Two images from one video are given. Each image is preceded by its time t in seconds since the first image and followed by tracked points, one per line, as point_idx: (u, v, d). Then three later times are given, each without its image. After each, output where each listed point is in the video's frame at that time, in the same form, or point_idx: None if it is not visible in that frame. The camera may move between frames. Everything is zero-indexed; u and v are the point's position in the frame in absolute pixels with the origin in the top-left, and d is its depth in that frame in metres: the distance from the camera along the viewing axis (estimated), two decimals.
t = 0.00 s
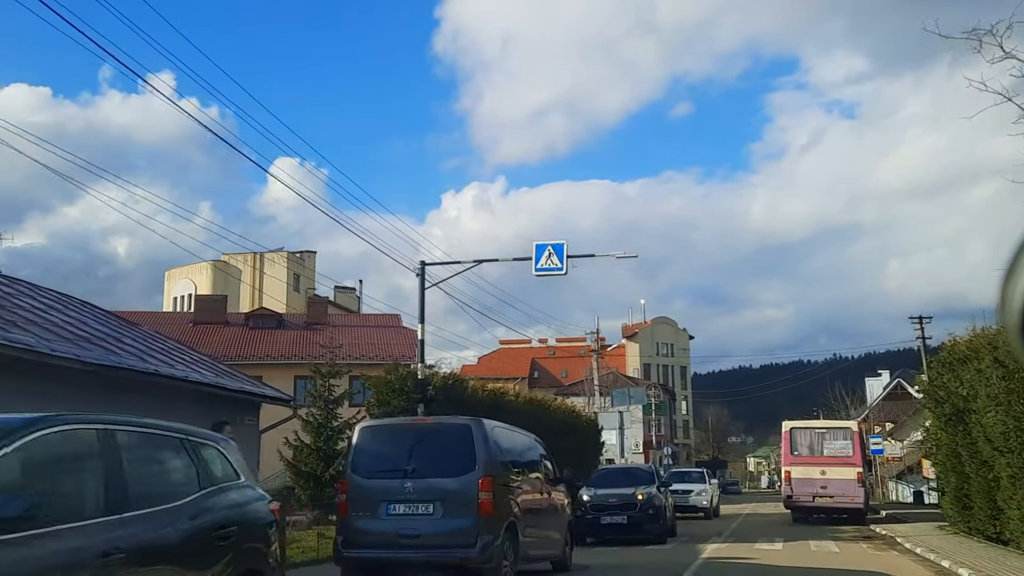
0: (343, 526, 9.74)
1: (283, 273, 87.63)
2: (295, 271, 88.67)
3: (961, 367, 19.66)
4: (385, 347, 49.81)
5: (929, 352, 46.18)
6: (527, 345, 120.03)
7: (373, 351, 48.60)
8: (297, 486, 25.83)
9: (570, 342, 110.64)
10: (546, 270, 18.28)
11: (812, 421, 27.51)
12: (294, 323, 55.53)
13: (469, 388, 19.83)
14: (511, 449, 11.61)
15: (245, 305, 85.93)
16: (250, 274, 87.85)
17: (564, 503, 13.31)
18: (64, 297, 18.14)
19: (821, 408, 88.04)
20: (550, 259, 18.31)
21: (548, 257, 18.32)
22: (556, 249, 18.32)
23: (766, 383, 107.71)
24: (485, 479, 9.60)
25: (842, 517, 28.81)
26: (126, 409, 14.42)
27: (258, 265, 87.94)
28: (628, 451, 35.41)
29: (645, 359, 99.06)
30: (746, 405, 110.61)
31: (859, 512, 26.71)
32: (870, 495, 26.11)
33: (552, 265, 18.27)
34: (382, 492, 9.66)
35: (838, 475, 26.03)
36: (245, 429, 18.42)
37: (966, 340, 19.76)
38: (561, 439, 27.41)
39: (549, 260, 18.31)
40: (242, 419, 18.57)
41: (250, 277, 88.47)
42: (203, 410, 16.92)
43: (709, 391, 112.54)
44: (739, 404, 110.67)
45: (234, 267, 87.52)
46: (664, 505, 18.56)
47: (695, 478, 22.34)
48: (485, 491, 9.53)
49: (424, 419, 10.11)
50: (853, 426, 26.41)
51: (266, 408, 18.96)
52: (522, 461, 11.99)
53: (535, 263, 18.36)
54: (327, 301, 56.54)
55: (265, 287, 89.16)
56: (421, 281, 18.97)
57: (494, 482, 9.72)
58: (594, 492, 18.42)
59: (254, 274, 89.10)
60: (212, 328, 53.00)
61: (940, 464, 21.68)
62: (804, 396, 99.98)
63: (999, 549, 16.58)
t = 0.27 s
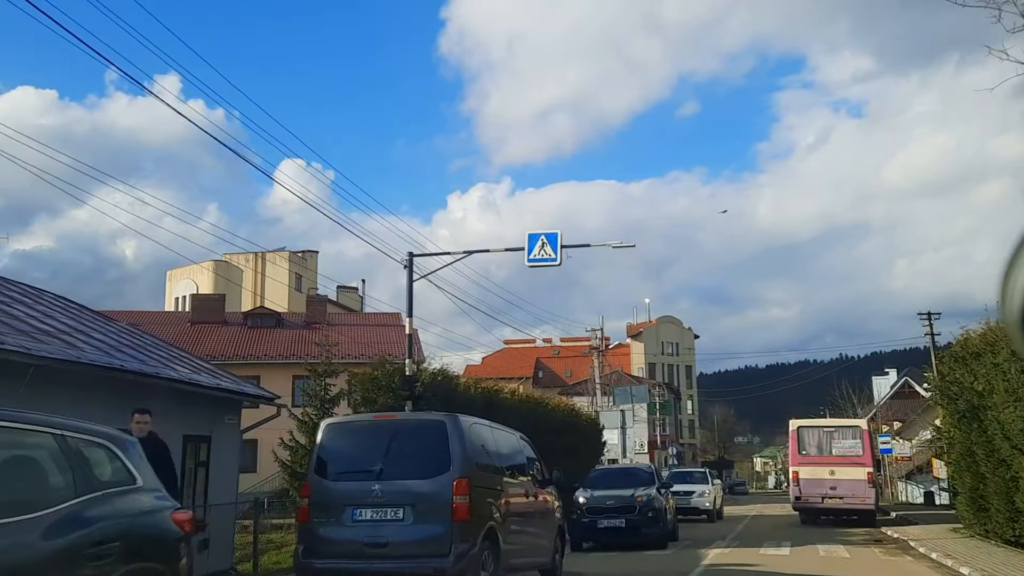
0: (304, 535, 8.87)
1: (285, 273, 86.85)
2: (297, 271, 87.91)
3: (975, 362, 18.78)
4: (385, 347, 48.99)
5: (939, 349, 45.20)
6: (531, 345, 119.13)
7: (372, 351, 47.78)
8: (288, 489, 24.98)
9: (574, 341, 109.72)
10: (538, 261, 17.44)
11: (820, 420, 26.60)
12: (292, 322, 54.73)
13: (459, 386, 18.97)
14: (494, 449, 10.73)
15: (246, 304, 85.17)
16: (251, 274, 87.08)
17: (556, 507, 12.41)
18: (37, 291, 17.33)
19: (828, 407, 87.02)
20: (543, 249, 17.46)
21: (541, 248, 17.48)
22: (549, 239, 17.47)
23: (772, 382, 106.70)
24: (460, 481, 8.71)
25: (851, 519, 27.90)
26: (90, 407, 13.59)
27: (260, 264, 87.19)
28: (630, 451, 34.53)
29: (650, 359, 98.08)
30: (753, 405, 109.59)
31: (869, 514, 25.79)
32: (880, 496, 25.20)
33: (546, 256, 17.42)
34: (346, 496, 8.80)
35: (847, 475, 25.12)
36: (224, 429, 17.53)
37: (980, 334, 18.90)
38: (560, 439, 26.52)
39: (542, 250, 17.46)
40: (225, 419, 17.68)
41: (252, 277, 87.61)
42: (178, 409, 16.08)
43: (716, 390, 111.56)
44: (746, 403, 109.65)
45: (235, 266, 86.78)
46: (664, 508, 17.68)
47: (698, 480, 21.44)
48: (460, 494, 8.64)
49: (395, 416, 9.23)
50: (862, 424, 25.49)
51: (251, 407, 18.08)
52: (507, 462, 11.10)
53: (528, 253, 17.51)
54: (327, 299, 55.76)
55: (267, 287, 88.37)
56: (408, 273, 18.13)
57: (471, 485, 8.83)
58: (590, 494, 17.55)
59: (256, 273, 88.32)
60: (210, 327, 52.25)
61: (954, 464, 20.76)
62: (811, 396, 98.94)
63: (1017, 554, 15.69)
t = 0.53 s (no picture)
0: (257, 543, 8.01)
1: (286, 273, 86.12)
2: (298, 270, 87.18)
3: (991, 359, 17.88)
4: (384, 346, 48.18)
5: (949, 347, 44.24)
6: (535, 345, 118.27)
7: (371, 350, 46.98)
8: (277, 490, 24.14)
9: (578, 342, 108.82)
10: (531, 251, 16.58)
11: (827, 420, 25.69)
12: (291, 321, 53.95)
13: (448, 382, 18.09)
14: (476, 449, 9.85)
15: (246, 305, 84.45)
16: (251, 274, 86.36)
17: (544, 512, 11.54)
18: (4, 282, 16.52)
19: (835, 407, 86.05)
20: (535, 238, 16.60)
21: (534, 237, 16.61)
22: (542, 228, 16.60)
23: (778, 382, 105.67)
24: (429, 484, 7.86)
25: (860, 521, 27.00)
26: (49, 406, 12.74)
27: (260, 264, 86.48)
28: (631, 452, 33.65)
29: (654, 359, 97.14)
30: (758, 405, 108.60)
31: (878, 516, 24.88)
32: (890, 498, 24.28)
33: (538, 246, 16.56)
34: (303, 499, 7.95)
35: (856, 477, 24.22)
36: (200, 428, 16.66)
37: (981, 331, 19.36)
38: (557, 439, 25.64)
39: (535, 239, 16.60)
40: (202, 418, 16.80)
41: (253, 278, 86.83)
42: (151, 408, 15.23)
43: (721, 390, 110.60)
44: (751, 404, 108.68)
45: (235, 266, 86.09)
46: (664, 511, 16.79)
47: (699, 482, 20.57)
48: (428, 499, 7.78)
49: (358, 413, 8.35)
50: (871, 424, 24.58)
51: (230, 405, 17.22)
52: (491, 463, 10.21)
53: (519, 243, 16.64)
54: (325, 298, 54.97)
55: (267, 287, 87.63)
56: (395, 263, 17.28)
57: (442, 488, 7.98)
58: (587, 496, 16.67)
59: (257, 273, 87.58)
60: (206, 327, 51.49)
61: (967, 465, 19.85)
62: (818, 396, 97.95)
63: None
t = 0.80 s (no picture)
0: (195, 554, 7.13)
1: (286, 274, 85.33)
2: (298, 270, 86.40)
3: (1007, 356, 16.94)
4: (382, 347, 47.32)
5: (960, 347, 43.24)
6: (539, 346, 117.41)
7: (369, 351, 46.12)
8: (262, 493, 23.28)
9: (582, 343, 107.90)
10: (520, 241, 15.70)
11: (834, 421, 24.75)
12: (288, 321, 53.14)
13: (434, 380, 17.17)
14: (450, 448, 8.93)
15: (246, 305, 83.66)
16: (252, 274, 85.58)
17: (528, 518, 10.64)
18: None
19: (841, 409, 85.00)
20: (525, 227, 15.71)
21: (523, 226, 15.72)
22: (532, 216, 15.71)
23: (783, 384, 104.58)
24: (385, 486, 6.94)
25: (869, 525, 26.04)
26: None
27: (260, 264, 85.70)
28: (632, 454, 32.74)
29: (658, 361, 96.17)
30: (764, 407, 107.52)
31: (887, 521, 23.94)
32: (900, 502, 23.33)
33: (528, 235, 15.66)
34: (245, 504, 7.06)
35: (864, 480, 23.27)
36: (172, 427, 15.81)
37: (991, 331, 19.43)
38: (553, 440, 24.75)
39: (524, 229, 15.71)
40: (173, 416, 15.91)
41: (253, 279, 86.05)
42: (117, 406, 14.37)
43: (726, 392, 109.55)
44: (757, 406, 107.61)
45: (236, 267, 85.30)
46: (662, 516, 15.89)
47: (700, 485, 19.66)
48: (386, 504, 6.87)
49: (308, 406, 7.45)
50: (881, 425, 23.62)
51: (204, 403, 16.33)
52: (470, 468, 9.27)
53: (508, 232, 15.75)
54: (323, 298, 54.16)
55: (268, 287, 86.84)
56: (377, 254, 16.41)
57: (401, 490, 7.06)
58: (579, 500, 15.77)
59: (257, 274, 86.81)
60: (202, 326, 50.71)
61: (981, 468, 18.86)
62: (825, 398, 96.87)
63: None
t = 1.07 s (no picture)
0: (112, 565, 6.29)
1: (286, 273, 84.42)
2: (298, 270, 85.57)
3: None
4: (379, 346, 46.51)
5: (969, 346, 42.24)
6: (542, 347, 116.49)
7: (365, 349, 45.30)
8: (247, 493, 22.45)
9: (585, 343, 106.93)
10: (508, 228, 14.82)
11: (841, 420, 23.83)
12: (284, 319, 52.29)
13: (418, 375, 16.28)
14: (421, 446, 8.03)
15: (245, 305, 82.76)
16: (251, 274, 84.62)
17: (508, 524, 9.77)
18: None
19: (847, 410, 83.97)
20: (513, 214, 14.84)
21: (511, 212, 14.85)
22: (521, 202, 14.84)
23: (787, 384, 103.57)
24: (328, 488, 6.06)
25: (876, 528, 25.12)
26: None
27: (260, 264, 84.83)
28: (632, 454, 31.84)
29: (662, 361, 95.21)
30: (769, 408, 106.56)
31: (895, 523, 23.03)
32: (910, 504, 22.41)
33: (516, 222, 14.79)
34: (170, 508, 6.20)
35: (872, 481, 22.36)
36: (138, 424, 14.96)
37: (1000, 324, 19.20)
38: (547, 440, 23.86)
39: (513, 215, 14.84)
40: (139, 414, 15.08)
41: (252, 280, 85.09)
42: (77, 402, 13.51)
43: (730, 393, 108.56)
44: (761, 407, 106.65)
45: (235, 266, 84.47)
46: (658, 520, 14.99)
47: (699, 486, 18.78)
48: (327, 510, 6.00)
49: (247, 397, 6.58)
50: (889, 425, 22.71)
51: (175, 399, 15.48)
52: (445, 470, 8.37)
53: (495, 219, 14.89)
54: (319, 295, 53.32)
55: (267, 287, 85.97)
56: (358, 242, 15.55)
57: (348, 493, 6.18)
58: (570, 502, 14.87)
59: (256, 273, 85.97)
60: (197, 324, 49.90)
61: (996, 469, 17.95)
62: (830, 399, 95.84)
63: None
